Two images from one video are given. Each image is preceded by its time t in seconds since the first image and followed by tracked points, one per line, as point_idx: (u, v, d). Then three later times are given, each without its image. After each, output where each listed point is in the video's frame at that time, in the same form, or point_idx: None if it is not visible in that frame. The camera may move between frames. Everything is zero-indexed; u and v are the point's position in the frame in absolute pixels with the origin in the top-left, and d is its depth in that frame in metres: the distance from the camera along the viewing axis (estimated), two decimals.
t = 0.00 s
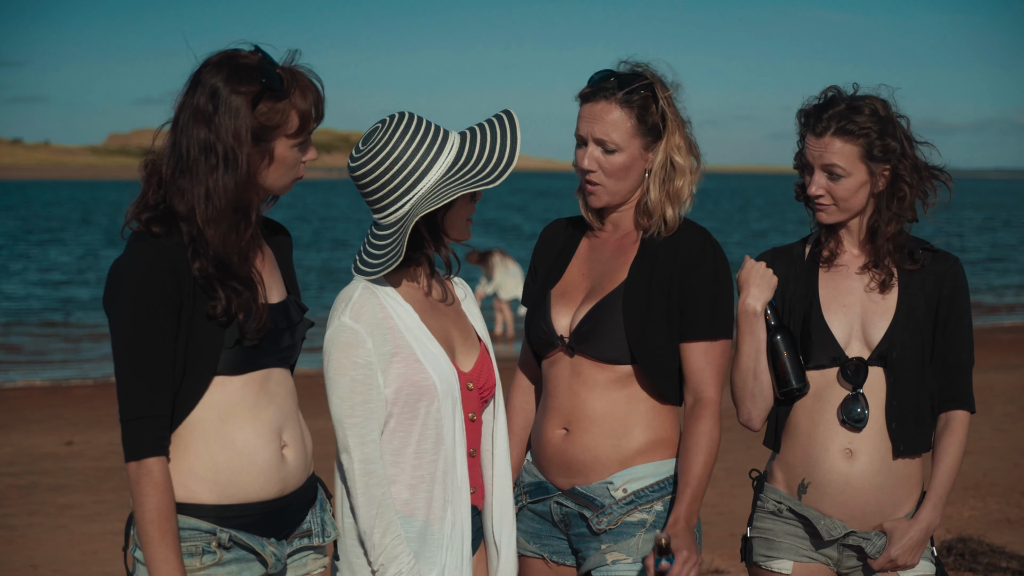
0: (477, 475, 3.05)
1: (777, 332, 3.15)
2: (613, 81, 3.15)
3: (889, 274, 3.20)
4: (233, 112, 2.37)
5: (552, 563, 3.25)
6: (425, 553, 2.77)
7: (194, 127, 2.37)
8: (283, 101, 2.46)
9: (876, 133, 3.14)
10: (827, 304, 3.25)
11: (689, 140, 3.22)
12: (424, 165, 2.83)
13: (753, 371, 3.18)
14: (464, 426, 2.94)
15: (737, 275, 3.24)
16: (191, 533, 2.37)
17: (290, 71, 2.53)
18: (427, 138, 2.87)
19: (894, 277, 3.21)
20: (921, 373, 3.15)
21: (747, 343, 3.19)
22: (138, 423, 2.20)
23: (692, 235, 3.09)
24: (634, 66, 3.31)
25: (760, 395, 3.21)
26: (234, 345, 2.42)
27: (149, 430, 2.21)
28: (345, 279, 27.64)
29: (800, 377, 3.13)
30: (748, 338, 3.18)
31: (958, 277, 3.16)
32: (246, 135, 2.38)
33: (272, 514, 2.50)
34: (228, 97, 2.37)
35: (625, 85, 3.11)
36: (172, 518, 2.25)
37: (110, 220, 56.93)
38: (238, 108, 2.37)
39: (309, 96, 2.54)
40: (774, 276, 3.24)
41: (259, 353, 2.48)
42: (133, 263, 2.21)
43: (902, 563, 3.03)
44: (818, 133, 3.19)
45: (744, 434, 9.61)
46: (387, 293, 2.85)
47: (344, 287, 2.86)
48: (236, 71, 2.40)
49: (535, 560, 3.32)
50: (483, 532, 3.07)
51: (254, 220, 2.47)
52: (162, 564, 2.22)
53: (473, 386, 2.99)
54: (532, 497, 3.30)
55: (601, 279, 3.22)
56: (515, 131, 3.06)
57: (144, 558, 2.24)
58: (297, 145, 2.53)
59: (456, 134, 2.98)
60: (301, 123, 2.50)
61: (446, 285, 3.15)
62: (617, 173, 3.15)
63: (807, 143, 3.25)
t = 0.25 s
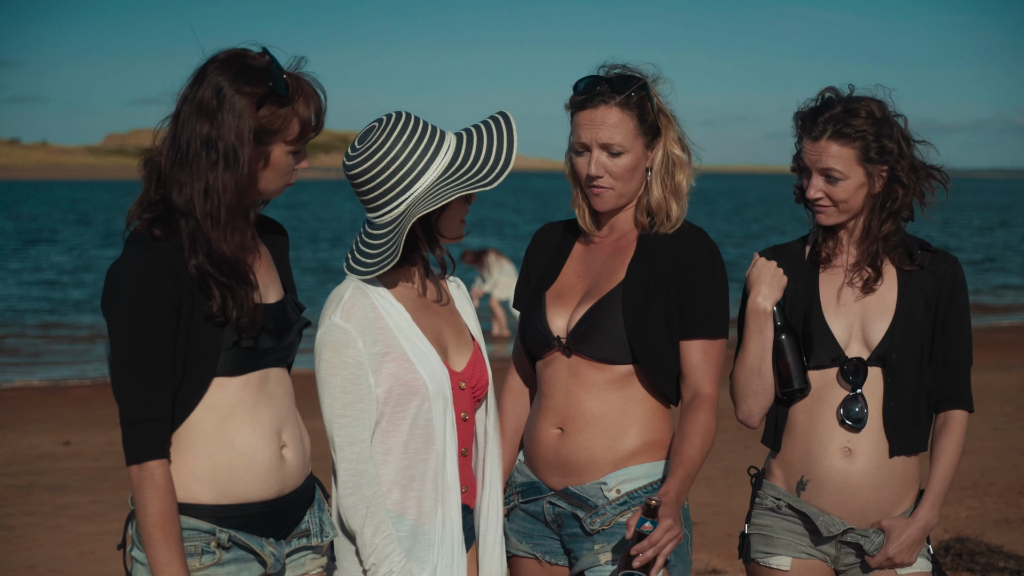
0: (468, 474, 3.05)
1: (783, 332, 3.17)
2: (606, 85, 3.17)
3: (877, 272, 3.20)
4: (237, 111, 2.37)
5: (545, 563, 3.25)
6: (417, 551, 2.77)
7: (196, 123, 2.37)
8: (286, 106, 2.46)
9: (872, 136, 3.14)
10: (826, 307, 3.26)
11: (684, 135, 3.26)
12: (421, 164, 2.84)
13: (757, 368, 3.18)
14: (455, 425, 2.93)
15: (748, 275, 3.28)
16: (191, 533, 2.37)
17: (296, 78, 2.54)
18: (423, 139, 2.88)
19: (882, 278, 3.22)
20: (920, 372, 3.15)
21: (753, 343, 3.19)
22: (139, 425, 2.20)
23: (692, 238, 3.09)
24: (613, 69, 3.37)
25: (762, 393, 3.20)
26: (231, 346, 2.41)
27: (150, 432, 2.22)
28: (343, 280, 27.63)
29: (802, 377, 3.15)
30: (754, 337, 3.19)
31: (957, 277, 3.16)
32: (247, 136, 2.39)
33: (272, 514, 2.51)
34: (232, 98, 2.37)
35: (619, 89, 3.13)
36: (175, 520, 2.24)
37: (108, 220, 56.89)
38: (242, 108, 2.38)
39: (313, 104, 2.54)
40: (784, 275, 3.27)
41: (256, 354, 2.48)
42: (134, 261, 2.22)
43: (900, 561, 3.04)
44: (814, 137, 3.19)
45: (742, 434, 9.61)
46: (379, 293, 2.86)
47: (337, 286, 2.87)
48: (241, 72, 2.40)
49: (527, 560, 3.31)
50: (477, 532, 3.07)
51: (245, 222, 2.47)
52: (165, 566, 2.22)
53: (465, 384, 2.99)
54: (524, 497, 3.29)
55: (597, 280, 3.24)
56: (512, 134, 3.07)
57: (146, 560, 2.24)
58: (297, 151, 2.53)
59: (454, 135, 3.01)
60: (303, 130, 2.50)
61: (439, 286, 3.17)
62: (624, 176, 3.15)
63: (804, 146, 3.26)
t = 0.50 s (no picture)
0: (460, 473, 3.06)
1: (781, 332, 3.17)
2: (598, 89, 3.19)
3: (875, 275, 3.22)
4: (233, 111, 2.38)
5: (536, 563, 3.26)
6: (410, 551, 2.79)
7: (191, 123, 2.38)
8: (281, 108, 2.48)
9: (870, 138, 3.15)
10: (823, 305, 3.27)
11: (678, 137, 3.26)
12: (417, 167, 2.85)
13: (755, 367, 3.17)
14: (446, 424, 2.94)
15: (748, 274, 3.29)
16: (187, 534, 2.38)
17: (291, 80, 2.55)
18: (420, 141, 2.89)
19: (880, 280, 3.24)
20: (915, 373, 3.16)
21: (751, 342, 3.19)
22: (136, 426, 2.21)
23: (689, 243, 3.10)
24: (612, 72, 3.39)
25: (759, 392, 3.18)
26: (226, 347, 2.42)
27: (146, 434, 2.22)
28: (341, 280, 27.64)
29: (798, 378, 3.14)
30: (754, 336, 3.19)
31: (951, 279, 3.17)
32: (242, 137, 2.39)
33: (268, 515, 2.51)
34: (227, 100, 2.38)
35: (610, 92, 3.14)
36: (169, 521, 2.25)
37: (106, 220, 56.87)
38: (237, 109, 2.39)
39: (307, 108, 2.55)
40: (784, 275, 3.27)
41: (251, 355, 2.48)
42: (130, 262, 2.22)
43: (895, 559, 3.04)
44: (812, 140, 3.20)
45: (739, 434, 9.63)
46: (369, 293, 2.86)
47: (328, 286, 2.88)
48: (235, 74, 2.41)
49: (518, 559, 3.32)
50: (465, 533, 3.06)
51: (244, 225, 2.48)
52: (162, 567, 2.23)
53: (457, 384, 3.00)
54: (515, 496, 3.30)
55: (595, 281, 3.24)
56: (508, 138, 3.08)
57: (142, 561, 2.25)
58: (290, 154, 2.54)
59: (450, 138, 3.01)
60: (297, 132, 2.51)
61: (433, 286, 3.18)
62: (614, 179, 3.16)
63: (801, 149, 3.27)
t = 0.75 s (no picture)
0: (455, 473, 3.07)
1: (773, 332, 3.17)
2: (590, 92, 3.21)
3: (868, 275, 3.23)
4: (226, 109, 2.38)
5: (525, 561, 3.26)
6: (402, 550, 2.79)
7: (185, 120, 2.38)
8: (274, 107, 2.48)
9: (860, 134, 3.16)
10: (814, 303, 3.27)
11: (672, 140, 3.23)
12: (412, 168, 2.85)
13: (748, 366, 3.19)
14: (440, 423, 2.94)
15: (742, 273, 3.30)
16: (180, 533, 2.38)
17: (284, 80, 2.55)
18: (416, 142, 2.89)
19: (874, 279, 3.24)
20: (906, 372, 3.16)
21: (743, 339, 3.21)
22: (128, 425, 2.21)
23: (684, 246, 3.10)
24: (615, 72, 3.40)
25: (750, 391, 3.20)
26: (219, 347, 2.42)
27: (138, 433, 2.22)
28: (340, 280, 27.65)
29: (790, 377, 3.14)
30: (745, 335, 3.20)
31: (940, 280, 3.18)
32: (234, 134, 2.39)
33: (260, 514, 2.51)
34: (221, 98, 2.38)
35: (598, 94, 3.16)
36: (161, 520, 2.25)
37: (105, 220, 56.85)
38: (230, 107, 2.39)
39: (300, 108, 2.55)
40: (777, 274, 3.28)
41: (243, 355, 2.49)
42: (123, 260, 2.23)
43: (887, 558, 3.06)
44: (803, 136, 3.20)
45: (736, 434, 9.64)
46: (364, 293, 2.87)
47: (323, 284, 2.88)
48: (229, 73, 2.42)
49: (509, 558, 3.33)
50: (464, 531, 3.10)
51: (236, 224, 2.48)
52: (153, 567, 2.23)
53: (452, 383, 3.01)
54: (506, 495, 3.30)
55: (591, 281, 3.24)
56: (504, 139, 3.08)
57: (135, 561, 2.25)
58: (283, 154, 2.53)
59: (447, 139, 3.01)
60: (290, 132, 2.50)
61: (429, 285, 3.18)
62: (603, 180, 3.16)
63: (792, 146, 3.27)
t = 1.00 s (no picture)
0: (453, 473, 3.06)
1: (767, 332, 3.16)
2: (585, 92, 3.21)
3: (861, 273, 3.23)
4: (230, 107, 2.37)
5: (522, 562, 3.25)
6: (400, 550, 2.78)
7: (188, 115, 2.37)
8: (278, 108, 2.47)
9: (845, 124, 3.19)
10: (808, 303, 3.27)
11: (667, 139, 3.20)
12: (410, 168, 2.84)
13: (743, 367, 3.16)
14: (438, 424, 2.94)
15: (736, 274, 3.30)
16: (173, 532, 2.37)
17: (290, 84, 2.54)
18: (415, 142, 2.88)
19: (865, 278, 3.24)
20: (901, 372, 3.15)
21: (737, 342, 3.19)
22: (120, 423, 2.19)
23: (682, 248, 3.08)
24: (611, 74, 3.40)
25: (747, 391, 3.17)
26: (211, 346, 2.40)
27: (131, 432, 2.21)
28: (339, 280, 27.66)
29: (785, 377, 3.13)
30: (739, 335, 3.19)
31: (933, 280, 3.17)
32: (239, 132, 2.38)
33: (254, 513, 2.50)
34: (224, 96, 2.37)
35: (593, 93, 3.17)
36: (154, 517, 2.24)
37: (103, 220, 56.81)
38: (235, 105, 2.38)
39: (303, 111, 2.54)
40: (773, 277, 3.27)
41: (237, 354, 2.47)
42: (117, 256, 2.22)
43: (884, 559, 3.06)
44: (788, 129, 3.25)
45: (734, 434, 9.64)
46: (361, 293, 2.86)
47: (320, 284, 2.86)
48: (234, 71, 2.41)
49: (506, 559, 3.32)
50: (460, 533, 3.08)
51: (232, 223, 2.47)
52: (146, 565, 2.21)
53: (449, 383, 2.99)
54: (502, 496, 3.29)
55: (589, 282, 3.23)
56: (502, 139, 3.06)
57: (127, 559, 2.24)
58: (283, 155, 2.52)
59: (445, 139, 3.00)
60: (291, 134, 2.50)
61: (426, 286, 3.17)
62: (598, 179, 3.16)
63: (779, 140, 3.31)
